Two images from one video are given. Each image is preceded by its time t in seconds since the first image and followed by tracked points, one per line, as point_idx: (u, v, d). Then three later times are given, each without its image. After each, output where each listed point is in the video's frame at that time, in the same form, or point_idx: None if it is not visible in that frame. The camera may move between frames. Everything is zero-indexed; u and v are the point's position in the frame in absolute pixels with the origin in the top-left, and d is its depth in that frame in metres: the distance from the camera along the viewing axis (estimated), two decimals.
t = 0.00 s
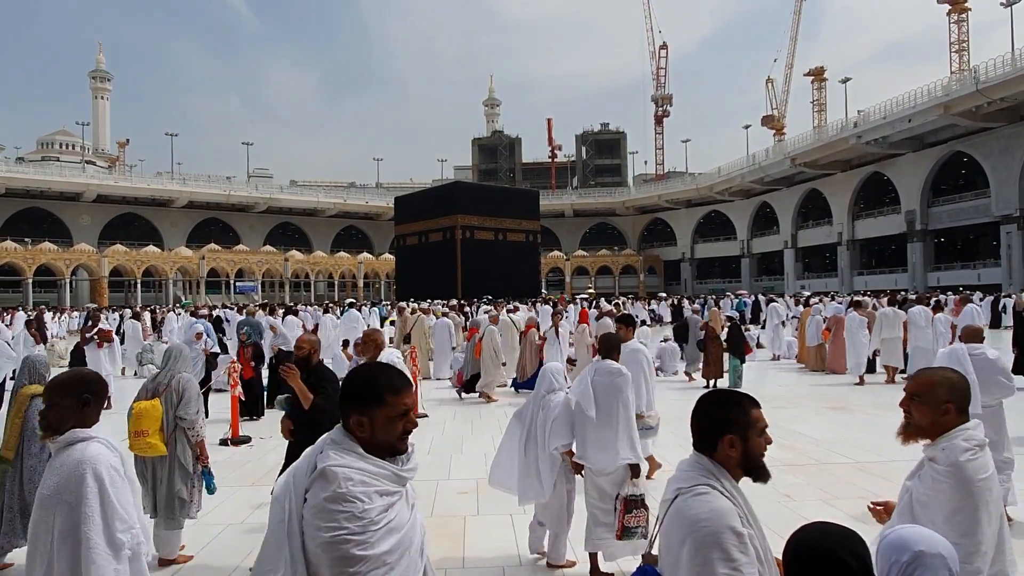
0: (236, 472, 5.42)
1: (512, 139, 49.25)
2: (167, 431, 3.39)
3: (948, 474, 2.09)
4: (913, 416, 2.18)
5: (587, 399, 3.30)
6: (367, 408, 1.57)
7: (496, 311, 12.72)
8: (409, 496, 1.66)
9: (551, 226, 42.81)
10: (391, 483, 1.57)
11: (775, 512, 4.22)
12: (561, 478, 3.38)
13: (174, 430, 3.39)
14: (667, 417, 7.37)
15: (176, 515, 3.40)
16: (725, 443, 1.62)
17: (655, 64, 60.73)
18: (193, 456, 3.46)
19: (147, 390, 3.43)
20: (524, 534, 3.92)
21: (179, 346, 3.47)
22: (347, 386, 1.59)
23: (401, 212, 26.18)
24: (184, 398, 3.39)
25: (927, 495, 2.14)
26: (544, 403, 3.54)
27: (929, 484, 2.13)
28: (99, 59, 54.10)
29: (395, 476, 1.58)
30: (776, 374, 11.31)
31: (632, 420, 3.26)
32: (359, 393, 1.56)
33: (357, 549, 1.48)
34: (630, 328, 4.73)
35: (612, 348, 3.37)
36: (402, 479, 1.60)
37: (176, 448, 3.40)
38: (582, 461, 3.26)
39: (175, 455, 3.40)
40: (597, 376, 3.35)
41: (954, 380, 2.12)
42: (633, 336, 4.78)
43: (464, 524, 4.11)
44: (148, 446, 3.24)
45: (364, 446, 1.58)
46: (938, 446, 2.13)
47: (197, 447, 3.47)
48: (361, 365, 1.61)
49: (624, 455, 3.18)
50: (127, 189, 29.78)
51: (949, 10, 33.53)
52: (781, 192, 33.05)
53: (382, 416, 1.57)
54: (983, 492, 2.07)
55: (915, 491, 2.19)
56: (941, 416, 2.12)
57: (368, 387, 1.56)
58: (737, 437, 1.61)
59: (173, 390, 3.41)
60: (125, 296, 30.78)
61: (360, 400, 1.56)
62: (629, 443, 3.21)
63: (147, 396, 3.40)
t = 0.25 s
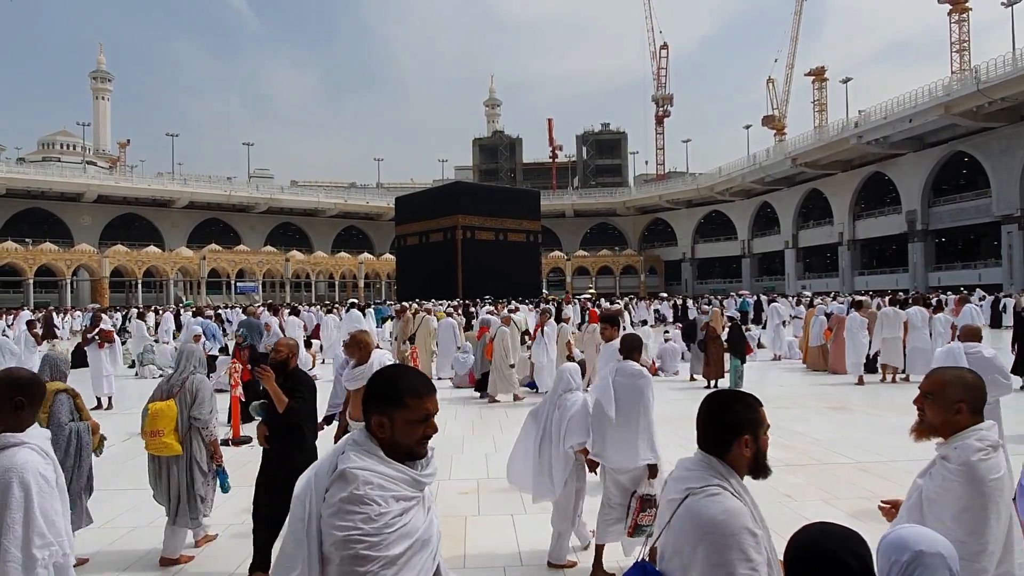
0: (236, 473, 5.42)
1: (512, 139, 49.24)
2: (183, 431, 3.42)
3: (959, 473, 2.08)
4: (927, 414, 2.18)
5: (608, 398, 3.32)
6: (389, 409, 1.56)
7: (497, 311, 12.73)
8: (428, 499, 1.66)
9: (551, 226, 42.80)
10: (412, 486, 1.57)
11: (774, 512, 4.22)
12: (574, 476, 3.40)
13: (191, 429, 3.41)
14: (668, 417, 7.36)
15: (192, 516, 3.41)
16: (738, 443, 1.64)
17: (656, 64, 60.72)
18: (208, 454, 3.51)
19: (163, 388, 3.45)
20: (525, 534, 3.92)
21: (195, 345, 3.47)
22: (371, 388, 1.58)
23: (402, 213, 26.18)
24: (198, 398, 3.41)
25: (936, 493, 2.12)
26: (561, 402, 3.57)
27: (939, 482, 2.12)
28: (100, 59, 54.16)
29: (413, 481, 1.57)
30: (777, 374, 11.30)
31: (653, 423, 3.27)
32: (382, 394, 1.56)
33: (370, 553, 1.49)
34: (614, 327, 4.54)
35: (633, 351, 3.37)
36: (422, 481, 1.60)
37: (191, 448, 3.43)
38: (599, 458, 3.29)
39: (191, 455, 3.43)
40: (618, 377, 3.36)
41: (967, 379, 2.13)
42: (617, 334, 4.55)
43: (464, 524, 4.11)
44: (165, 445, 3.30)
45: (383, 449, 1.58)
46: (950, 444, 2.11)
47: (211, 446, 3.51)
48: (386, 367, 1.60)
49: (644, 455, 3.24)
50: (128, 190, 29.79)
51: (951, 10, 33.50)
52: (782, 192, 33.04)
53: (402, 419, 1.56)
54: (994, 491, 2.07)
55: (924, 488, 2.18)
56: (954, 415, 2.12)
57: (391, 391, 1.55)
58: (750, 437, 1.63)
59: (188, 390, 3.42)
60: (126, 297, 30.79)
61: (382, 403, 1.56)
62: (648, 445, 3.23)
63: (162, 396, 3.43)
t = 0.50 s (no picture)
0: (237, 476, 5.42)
1: (513, 140, 49.23)
2: (195, 428, 3.44)
3: (979, 469, 2.06)
4: (952, 414, 2.17)
5: (629, 392, 3.50)
6: (408, 408, 1.56)
7: (498, 311, 12.71)
8: (448, 495, 1.65)
9: (552, 226, 42.82)
10: (434, 481, 1.58)
11: (775, 513, 4.21)
12: (590, 473, 3.45)
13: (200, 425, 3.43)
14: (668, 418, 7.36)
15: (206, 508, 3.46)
16: (739, 441, 1.66)
17: (657, 65, 60.74)
18: (219, 451, 3.56)
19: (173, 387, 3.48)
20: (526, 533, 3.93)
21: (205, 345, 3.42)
22: (391, 385, 1.58)
23: (403, 214, 26.19)
24: (209, 396, 3.45)
25: (956, 489, 2.11)
26: (573, 400, 3.60)
27: (958, 479, 2.11)
28: (102, 60, 54.28)
29: (430, 478, 1.57)
30: (778, 374, 11.29)
31: (671, 416, 3.48)
32: (403, 392, 1.56)
33: (394, 545, 1.48)
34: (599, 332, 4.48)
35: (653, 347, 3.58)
36: (442, 478, 1.61)
37: (205, 447, 3.46)
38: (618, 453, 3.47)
39: (204, 452, 3.47)
40: (637, 371, 3.54)
41: (991, 378, 2.14)
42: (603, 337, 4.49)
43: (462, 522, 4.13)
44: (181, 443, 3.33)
45: (401, 448, 1.58)
46: (970, 441, 2.11)
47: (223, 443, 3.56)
48: (403, 367, 1.60)
49: (663, 451, 3.41)
50: (129, 190, 29.81)
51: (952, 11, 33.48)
52: (783, 193, 33.03)
53: (421, 417, 1.57)
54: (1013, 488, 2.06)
55: (942, 485, 2.16)
56: (978, 414, 2.13)
57: (411, 390, 1.56)
58: (755, 436, 1.66)
59: (199, 388, 3.46)
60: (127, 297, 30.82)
61: (403, 401, 1.56)
62: (664, 437, 3.44)
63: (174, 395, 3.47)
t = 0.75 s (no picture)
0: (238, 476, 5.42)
1: (514, 140, 49.23)
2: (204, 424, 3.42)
3: (1002, 463, 2.06)
4: (970, 412, 2.17)
5: (643, 389, 3.57)
6: (428, 402, 1.57)
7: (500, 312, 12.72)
8: (465, 489, 1.66)
9: (553, 227, 42.81)
10: (455, 473, 1.58)
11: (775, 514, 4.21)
12: (607, 467, 3.53)
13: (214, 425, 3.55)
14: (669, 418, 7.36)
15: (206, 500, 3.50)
16: (741, 439, 1.66)
17: (657, 64, 60.69)
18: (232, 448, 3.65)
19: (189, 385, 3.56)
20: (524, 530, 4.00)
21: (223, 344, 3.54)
22: (409, 378, 1.59)
23: (404, 214, 26.19)
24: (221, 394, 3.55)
25: (978, 488, 2.09)
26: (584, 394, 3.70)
27: (980, 474, 2.09)
28: (103, 60, 54.33)
29: (451, 470, 1.57)
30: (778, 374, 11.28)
31: (686, 414, 3.57)
32: (424, 386, 1.56)
33: (421, 533, 1.48)
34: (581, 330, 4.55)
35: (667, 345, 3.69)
36: (463, 470, 1.62)
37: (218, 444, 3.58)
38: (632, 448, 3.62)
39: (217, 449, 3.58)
40: (651, 370, 3.60)
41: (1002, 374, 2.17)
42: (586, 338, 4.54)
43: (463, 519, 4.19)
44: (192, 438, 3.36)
45: (421, 441, 1.59)
46: (990, 438, 2.11)
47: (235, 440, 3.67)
48: (419, 364, 1.60)
49: (680, 448, 3.55)
50: (130, 190, 29.83)
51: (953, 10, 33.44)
52: (784, 193, 33.01)
53: (441, 411, 1.57)
54: None
55: (963, 485, 2.13)
56: (997, 409, 2.15)
57: (430, 385, 1.56)
58: (757, 434, 1.66)
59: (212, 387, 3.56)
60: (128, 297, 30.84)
61: (425, 395, 1.56)
62: (679, 437, 3.57)
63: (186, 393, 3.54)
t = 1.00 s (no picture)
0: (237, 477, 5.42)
1: (515, 140, 49.24)
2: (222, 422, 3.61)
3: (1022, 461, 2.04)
4: (983, 412, 2.17)
5: (656, 390, 3.59)
6: (459, 402, 1.58)
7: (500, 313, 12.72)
8: (486, 491, 1.67)
9: (554, 227, 42.80)
10: (480, 471, 1.60)
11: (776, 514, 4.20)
12: (619, 465, 3.58)
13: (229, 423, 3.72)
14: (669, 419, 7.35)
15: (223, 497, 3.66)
16: (755, 437, 1.69)
17: (658, 65, 60.70)
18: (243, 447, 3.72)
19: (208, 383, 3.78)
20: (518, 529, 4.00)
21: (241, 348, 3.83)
22: (432, 376, 1.60)
23: (405, 214, 26.18)
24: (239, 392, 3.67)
25: (994, 490, 2.07)
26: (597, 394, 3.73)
27: (1000, 472, 2.06)
28: (104, 62, 54.43)
29: (475, 468, 1.59)
30: (780, 374, 11.26)
31: (698, 414, 3.57)
32: (450, 386, 1.58)
33: (450, 531, 1.50)
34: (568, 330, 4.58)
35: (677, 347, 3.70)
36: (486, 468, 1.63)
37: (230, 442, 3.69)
38: (643, 448, 3.63)
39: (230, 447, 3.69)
40: (664, 372, 3.63)
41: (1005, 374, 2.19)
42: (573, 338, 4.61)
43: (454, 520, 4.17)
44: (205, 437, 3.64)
45: (446, 440, 1.60)
46: (1006, 436, 2.09)
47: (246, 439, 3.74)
48: (441, 362, 1.61)
49: (692, 447, 3.54)
50: (131, 191, 29.86)
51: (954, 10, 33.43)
52: (785, 193, 33.00)
53: (474, 411, 1.59)
54: None
55: (979, 484, 2.11)
56: (1005, 407, 2.16)
57: (453, 386, 1.58)
58: (770, 432, 1.70)
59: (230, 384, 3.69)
60: (129, 298, 30.84)
61: (451, 395, 1.58)
62: (691, 440, 3.56)
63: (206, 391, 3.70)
